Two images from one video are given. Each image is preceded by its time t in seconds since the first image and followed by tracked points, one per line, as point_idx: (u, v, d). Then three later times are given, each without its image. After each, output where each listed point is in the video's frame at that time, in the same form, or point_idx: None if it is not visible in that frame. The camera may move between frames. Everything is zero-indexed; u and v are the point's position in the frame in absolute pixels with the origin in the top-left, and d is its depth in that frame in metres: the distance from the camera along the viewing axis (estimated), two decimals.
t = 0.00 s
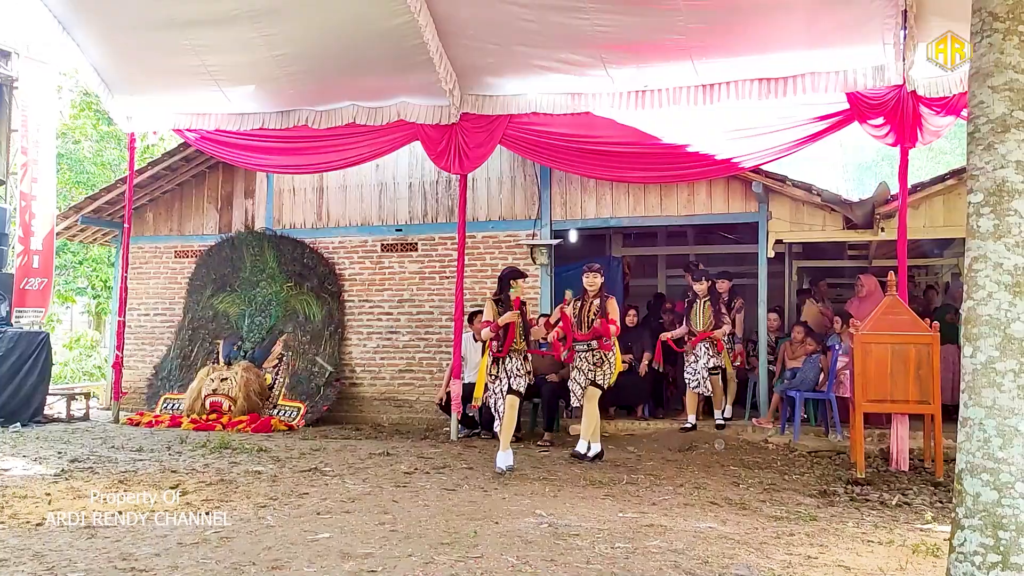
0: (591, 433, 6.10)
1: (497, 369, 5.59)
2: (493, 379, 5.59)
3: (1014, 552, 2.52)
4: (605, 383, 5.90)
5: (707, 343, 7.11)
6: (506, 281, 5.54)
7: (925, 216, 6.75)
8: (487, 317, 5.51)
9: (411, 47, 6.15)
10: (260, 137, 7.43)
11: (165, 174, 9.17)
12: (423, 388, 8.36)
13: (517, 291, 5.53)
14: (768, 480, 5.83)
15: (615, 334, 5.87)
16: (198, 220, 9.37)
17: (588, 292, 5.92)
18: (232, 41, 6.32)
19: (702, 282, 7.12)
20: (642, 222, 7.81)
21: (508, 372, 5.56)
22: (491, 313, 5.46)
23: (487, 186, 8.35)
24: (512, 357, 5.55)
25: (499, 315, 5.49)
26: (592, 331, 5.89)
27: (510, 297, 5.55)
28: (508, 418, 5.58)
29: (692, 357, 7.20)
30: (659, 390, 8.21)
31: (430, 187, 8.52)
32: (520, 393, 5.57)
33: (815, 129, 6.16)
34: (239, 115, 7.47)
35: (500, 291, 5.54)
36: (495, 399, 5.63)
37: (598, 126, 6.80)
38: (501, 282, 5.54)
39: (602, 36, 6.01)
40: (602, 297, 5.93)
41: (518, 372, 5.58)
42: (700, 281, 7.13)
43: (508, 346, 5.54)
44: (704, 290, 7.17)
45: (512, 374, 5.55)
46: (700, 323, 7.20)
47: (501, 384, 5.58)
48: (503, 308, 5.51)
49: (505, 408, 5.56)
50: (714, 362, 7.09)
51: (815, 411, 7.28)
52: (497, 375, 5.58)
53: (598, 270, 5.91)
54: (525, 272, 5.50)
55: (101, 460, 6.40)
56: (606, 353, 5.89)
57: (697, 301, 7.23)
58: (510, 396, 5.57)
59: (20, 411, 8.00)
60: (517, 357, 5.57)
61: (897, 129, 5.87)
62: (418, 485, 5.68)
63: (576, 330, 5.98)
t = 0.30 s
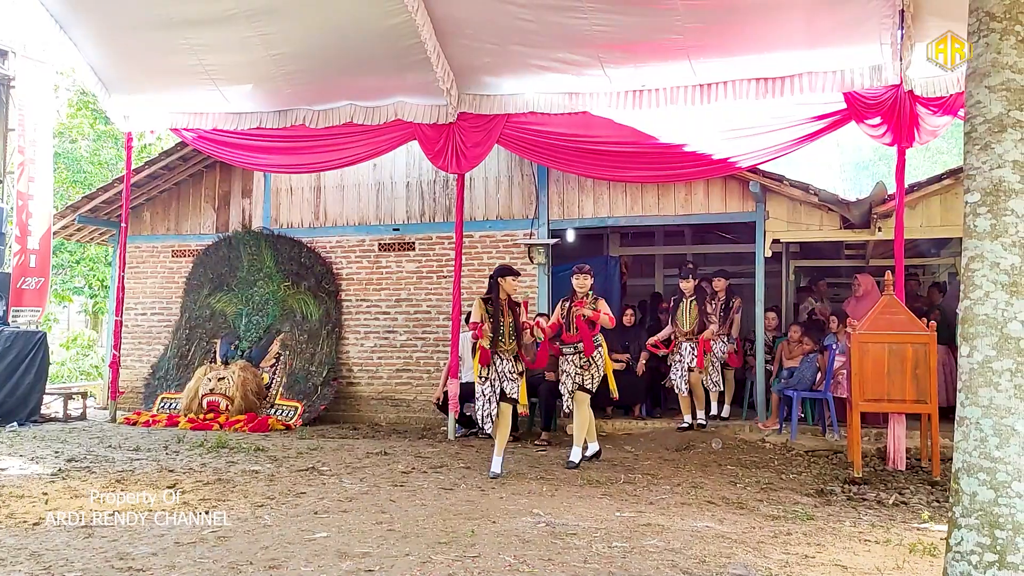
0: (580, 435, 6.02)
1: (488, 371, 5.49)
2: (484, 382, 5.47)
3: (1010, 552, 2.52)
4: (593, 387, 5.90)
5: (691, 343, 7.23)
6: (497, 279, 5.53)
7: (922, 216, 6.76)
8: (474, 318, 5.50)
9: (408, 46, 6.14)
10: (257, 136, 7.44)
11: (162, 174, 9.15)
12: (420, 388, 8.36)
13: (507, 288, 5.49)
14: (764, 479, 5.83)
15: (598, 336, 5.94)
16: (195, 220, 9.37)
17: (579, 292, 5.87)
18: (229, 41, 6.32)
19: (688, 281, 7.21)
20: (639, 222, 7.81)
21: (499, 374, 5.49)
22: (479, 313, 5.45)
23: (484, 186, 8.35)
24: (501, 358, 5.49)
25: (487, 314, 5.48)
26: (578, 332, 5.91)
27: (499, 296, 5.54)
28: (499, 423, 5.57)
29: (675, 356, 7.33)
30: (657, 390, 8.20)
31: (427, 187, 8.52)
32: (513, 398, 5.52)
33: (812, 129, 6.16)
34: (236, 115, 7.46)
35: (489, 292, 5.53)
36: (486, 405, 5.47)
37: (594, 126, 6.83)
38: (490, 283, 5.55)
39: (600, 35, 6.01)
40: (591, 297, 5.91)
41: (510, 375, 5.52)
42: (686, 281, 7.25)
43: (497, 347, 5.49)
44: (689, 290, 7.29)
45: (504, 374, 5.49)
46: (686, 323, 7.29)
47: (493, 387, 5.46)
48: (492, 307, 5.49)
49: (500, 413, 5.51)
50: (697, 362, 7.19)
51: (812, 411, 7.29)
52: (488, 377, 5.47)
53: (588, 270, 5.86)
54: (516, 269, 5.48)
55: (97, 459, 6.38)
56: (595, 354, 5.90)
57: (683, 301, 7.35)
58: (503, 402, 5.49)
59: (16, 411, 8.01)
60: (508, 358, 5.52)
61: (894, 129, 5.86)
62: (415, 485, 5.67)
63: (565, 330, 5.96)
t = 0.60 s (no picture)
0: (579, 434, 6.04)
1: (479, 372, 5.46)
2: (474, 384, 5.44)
3: (1008, 551, 2.52)
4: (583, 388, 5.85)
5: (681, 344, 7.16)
6: (489, 277, 5.48)
7: (920, 216, 6.76)
8: (465, 316, 5.50)
9: (407, 46, 6.14)
10: (255, 136, 7.43)
11: (160, 173, 9.15)
12: (418, 387, 8.36)
13: (498, 286, 5.47)
14: (763, 479, 5.82)
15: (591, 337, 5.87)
16: (194, 219, 9.36)
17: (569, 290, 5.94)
18: (228, 40, 6.32)
19: (681, 279, 7.17)
20: (638, 221, 7.81)
21: (489, 374, 5.46)
22: (470, 311, 5.45)
23: (483, 186, 8.35)
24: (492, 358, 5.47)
25: (477, 312, 5.47)
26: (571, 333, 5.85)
27: (490, 296, 5.51)
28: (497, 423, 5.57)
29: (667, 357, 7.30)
30: (655, 389, 8.19)
31: (426, 187, 8.52)
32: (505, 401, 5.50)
33: (811, 129, 6.15)
34: (234, 114, 7.46)
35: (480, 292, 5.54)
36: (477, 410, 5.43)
37: (593, 126, 6.79)
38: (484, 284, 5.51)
39: (598, 35, 6.01)
40: (583, 295, 5.94)
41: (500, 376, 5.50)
42: (680, 280, 7.19)
43: (486, 346, 5.46)
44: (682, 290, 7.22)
45: (494, 376, 5.45)
46: (677, 325, 7.24)
47: (484, 389, 5.43)
48: (482, 306, 5.48)
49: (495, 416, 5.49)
50: (689, 364, 7.12)
51: (811, 411, 7.29)
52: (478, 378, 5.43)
53: (581, 269, 5.88)
54: (507, 266, 5.43)
55: (96, 459, 6.38)
56: (585, 356, 5.84)
57: (675, 302, 7.28)
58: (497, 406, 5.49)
59: (15, 410, 8.02)
60: (496, 359, 5.49)
61: (892, 129, 5.87)
62: (413, 485, 5.67)
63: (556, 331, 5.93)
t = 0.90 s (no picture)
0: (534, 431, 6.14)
1: (468, 374, 5.31)
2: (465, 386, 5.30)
3: (1007, 551, 2.53)
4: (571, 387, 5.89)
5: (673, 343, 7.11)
6: (478, 278, 5.42)
7: (920, 216, 6.76)
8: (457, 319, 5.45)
9: (406, 46, 6.15)
10: (253, 135, 7.41)
11: (160, 173, 9.15)
12: (418, 387, 8.36)
13: (488, 286, 5.39)
14: (762, 479, 5.82)
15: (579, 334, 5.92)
16: (193, 219, 9.36)
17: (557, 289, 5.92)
18: (227, 40, 6.32)
19: (672, 278, 7.20)
20: (637, 221, 7.81)
21: (479, 376, 5.31)
22: (460, 313, 5.42)
23: (482, 186, 8.35)
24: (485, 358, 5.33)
25: (468, 315, 5.42)
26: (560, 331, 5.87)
27: (480, 297, 5.47)
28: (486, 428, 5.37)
29: (658, 356, 7.22)
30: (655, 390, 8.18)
31: (425, 186, 8.52)
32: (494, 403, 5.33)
33: (810, 129, 6.15)
34: (233, 114, 7.46)
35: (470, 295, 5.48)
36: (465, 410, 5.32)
37: (593, 126, 6.79)
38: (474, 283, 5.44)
39: (598, 36, 6.01)
40: (570, 293, 5.92)
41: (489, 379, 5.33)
42: (671, 279, 7.22)
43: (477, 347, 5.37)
44: (673, 289, 7.25)
45: (483, 377, 5.30)
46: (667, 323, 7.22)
47: (473, 392, 5.28)
48: (472, 308, 5.43)
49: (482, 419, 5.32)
50: (678, 364, 7.05)
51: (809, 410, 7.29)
52: (468, 380, 5.29)
53: (569, 268, 5.86)
54: (495, 267, 5.36)
55: (95, 459, 6.37)
56: (573, 353, 5.92)
57: (666, 301, 7.27)
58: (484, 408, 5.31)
59: (14, 410, 8.02)
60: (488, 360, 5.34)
61: (891, 128, 5.88)
62: (412, 485, 5.67)
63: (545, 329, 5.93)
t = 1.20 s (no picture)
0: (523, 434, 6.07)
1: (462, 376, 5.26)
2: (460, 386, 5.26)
3: (1006, 550, 2.53)
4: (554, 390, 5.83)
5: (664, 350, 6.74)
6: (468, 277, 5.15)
7: (919, 216, 6.75)
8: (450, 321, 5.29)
9: (406, 46, 6.15)
10: (253, 135, 7.41)
11: (159, 173, 9.15)
12: (417, 387, 8.36)
13: (476, 286, 5.13)
14: (762, 479, 5.83)
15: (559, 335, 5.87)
16: (192, 219, 9.36)
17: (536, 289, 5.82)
18: (227, 40, 6.31)
19: (667, 283, 6.74)
20: (637, 221, 7.80)
21: (473, 378, 5.19)
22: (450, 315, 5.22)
23: (482, 185, 8.35)
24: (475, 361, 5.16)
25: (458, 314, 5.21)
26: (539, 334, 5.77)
27: (470, 296, 5.22)
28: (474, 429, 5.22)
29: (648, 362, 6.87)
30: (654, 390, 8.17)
31: (425, 186, 8.52)
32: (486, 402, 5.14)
33: (810, 128, 6.15)
34: (233, 114, 7.46)
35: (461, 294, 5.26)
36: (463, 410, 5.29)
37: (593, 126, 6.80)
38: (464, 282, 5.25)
39: (598, 36, 6.01)
40: (549, 294, 5.80)
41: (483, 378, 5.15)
42: (666, 284, 6.78)
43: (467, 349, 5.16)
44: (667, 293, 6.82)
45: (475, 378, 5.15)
46: (662, 328, 6.80)
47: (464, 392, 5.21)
48: (461, 308, 5.20)
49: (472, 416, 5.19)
50: (670, 371, 6.68)
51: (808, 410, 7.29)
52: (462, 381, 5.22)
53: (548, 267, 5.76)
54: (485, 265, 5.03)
55: (94, 459, 6.37)
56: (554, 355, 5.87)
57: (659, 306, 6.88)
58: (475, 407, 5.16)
59: (13, 410, 8.02)
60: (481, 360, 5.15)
61: (891, 128, 5.88)
62: (412, 485, 5.67)
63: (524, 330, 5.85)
